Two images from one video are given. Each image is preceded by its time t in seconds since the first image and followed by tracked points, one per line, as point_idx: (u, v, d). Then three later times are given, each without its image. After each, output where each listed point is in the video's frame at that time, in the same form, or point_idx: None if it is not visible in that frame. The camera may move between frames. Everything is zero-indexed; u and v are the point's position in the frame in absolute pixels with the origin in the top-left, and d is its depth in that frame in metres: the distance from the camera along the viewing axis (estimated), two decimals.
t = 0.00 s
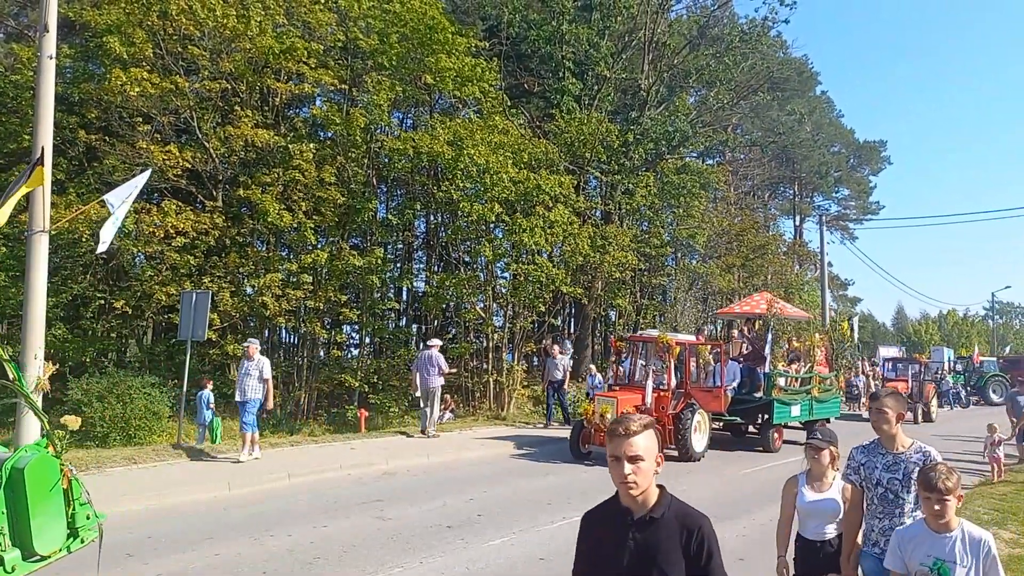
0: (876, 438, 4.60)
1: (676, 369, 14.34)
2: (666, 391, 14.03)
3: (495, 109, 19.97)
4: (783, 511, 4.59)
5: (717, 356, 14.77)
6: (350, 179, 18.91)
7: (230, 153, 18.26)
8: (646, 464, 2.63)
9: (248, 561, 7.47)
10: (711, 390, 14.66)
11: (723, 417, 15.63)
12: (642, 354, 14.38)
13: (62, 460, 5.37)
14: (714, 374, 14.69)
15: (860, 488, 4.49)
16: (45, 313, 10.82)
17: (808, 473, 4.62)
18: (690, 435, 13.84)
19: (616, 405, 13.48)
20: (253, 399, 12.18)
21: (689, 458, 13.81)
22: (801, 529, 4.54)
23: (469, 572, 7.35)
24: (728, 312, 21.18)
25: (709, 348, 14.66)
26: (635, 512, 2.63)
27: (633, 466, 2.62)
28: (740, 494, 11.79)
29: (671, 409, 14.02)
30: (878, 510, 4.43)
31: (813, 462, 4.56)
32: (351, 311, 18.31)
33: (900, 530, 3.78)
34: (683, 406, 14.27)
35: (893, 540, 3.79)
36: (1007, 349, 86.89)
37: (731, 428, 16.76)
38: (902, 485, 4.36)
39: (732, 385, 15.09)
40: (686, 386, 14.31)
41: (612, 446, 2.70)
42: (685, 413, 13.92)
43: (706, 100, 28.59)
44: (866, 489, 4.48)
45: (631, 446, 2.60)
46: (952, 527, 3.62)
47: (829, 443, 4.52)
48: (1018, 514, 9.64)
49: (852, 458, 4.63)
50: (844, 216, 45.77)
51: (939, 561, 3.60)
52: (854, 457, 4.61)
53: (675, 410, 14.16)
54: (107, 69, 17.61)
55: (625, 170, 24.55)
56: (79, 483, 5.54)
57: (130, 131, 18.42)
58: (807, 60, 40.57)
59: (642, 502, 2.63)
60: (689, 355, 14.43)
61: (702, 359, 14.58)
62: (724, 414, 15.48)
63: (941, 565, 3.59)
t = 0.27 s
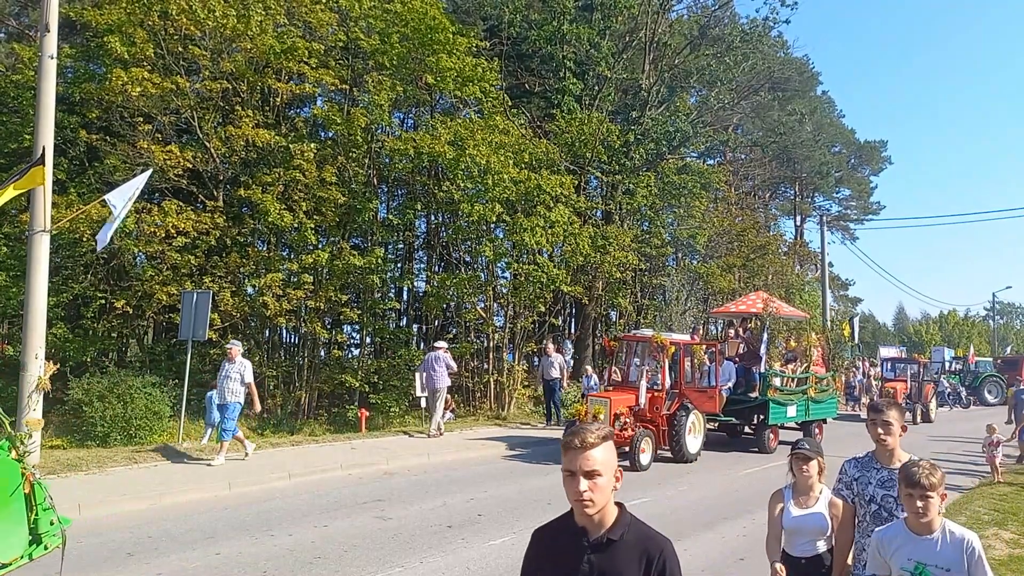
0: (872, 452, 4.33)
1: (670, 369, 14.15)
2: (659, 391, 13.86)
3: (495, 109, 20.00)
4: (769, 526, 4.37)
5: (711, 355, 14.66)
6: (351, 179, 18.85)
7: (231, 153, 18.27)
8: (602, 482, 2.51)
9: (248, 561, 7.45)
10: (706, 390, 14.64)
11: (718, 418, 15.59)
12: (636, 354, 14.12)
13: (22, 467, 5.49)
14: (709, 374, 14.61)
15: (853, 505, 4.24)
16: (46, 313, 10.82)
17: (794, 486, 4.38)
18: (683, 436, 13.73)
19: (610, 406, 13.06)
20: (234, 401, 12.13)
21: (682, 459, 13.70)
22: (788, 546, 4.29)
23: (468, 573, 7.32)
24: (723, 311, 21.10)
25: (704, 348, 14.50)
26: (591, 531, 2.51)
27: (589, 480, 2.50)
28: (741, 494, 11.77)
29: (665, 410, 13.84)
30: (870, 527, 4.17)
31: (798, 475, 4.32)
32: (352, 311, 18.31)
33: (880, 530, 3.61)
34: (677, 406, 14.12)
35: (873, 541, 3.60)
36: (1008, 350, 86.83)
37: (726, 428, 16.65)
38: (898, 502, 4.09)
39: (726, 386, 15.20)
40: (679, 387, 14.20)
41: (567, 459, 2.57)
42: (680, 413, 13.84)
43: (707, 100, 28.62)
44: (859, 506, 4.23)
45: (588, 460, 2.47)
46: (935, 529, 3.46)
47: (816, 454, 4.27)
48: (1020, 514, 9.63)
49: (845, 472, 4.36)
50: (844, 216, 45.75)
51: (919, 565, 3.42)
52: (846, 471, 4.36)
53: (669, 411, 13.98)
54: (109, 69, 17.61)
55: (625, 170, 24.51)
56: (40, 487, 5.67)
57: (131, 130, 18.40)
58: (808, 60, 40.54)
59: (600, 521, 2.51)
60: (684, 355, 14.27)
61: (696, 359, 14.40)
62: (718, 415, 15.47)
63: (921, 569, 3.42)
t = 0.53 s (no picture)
0: (861, 447, 4.28)
1: (663, 370, 14.02)
2: (652, 392, 13.74)
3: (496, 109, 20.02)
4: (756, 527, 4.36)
5: (706, 356, 14.50)
6: (351, 179, 18.86)
7: (231, 153, 18.27)
8: (548, 493, 2.44)
9: (249, 561, 7.46)
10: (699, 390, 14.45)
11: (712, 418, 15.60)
12: (629, 353, 14.09)
13: None
14: (703, 375, 14.44)
15: (843, 502, 4.23)
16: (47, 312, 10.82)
17: (780, 486, 4.34)
18: (677, 437, 13.67)
19: (602, 406, 13.01)
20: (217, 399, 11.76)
21: (676, 460, 13.70)
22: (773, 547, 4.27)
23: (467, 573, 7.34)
24: (719, 311, 21.11)
25: (699, 348, 14.34)
26: (538, 544, 2.45)
27: (536, 490, 2.44)
28: (740, 494, 11.78)
29: (658, 410, 13.77)
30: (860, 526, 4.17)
31: (784, 477, 4.27)
32: (352, 311, 18.33)
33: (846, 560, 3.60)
34: (671, 407, 14.00)
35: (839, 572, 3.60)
36: (1008, 350, 86.81)
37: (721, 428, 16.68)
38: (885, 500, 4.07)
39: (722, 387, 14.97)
40: (673, 388, 14.02)
41: (513, 466, 2.50)
42: (673, 414, 13.74)
43: (707, 101, 28.64)
44: (848, 503, 4.22)
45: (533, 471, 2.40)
46: (903, 554, 3.45)
47: (801, 452, 4.22)
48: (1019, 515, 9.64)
49: (834, 467, 4.32)
50: (845, 217, 45.75)
51: None
52: (835, 466, 4.31)
53: (662, 411, 13.91)
54: (109, 70, 17.60)
55: (625, 170, 24.49)
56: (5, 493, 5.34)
57: (131, 130, 18.40)
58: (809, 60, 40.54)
59: (548, 534, 2.45)
60: (677, 355, 14.16)
61: (691, 360, 14.27)
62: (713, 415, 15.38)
63: None
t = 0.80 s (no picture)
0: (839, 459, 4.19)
1: (657, 369, 14.02)
2: (645, 392, 13.66)
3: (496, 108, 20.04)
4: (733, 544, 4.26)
5: (700, 355, 14.47)
6: (352, 179, 18.85)
7: (232, 153, 18.25)
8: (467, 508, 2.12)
9: (248, 561, 7.45)
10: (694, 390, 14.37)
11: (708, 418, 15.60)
12: (624, 353, 13.96)
13: None
14: (697, 374, 14.43)
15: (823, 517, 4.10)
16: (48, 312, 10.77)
17: (757, 500, 4.23)
18: (671, 438, 13.66)
19: (595, 406, 12.99)
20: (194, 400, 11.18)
21: (669, 461, 13.67)
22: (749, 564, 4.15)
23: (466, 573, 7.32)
24: (715, 309, 21.06)
25: (693, 348, 14.30)
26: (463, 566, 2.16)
27: (453, 505, 2.13)
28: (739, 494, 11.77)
29: (651, 410, 13.69)
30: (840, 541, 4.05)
31: (759, 489, 4.18)
32: (353, 310, 18.33)
33: (814, 554, 3.58)
34: (665, 406, 13.98)
35: (806, 566, 3.58)
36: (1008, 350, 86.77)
37: (716, 428, 16.65)
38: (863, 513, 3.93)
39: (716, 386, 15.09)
40: (667, 388, 14.04)
41: (429, 476, 2.19)
42: (667, 414, 13.74)
43: (708, 100, 28.65)
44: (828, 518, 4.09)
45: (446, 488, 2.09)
46: (872, 547, 3.41)
47: (778, 465, 4.13)
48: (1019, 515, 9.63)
49: (813, 485, 4.23)
50: (846, 216, 45.74)
51: None
52: (815, 482, 4.24)
53: (655, 411, 13.87)
54: (110, 69, 17.58)
55: (626, 170, 24.45)
56: None
57: (132, 130, 18.39)
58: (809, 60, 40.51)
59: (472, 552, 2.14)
60: (671, 355, 14.10)
61: (685, 359, 14.20)
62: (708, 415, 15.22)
63: None
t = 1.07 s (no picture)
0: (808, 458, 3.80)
1: (653, 369, 13.80)
2: (642, 392, 13.44)
3: (499, 107, 19.93)
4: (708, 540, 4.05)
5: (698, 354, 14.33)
6: (354, 178, 18.73)
7: (234, 152, 18.13)
8: (355, 533, 1.93)
9: (252, 560, 7.34)
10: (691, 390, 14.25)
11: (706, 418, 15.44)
12: (620, 352, 13.75)
13: None
14: (694, 374, 14.30)
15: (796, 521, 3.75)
16: (50, 311, 10.61)
17: (739, 496, 4.01)
18: (667, 438, 13.49)
19: (589, 407, 12.78)
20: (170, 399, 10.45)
21: (666, 462, 13.46)
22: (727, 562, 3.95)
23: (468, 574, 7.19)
24: (712, 308, 20.80)
25: (690, 347, 14.11)
26: None
27: (338, 531, 1.92)
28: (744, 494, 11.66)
29: (647, 411, 13.46)
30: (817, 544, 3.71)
31: (741, 482, 3.98)
32: (355, 310, 18.23)
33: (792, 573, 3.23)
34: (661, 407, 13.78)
35: None
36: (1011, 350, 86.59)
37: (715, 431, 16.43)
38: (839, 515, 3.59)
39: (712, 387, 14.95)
40: (663, 388, 13.78)
41: (307, 499, 1.97)
42: (664, 415, 13.54)
43: (711, 100, 28.56)
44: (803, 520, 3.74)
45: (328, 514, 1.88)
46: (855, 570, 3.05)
47: (763, 459, 3.92)
48: None
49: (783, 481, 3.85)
50: (849, 216, 45.60)
51: None
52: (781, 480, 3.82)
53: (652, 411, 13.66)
54: (111, 67, 17.47)
55: (630, 169, 24.26)
56: None
57: (134, 129, 18.29)
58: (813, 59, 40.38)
59: None
60: (668, 355, 13.91)
61: (681, 358, 14.03)
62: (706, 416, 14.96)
63: None
